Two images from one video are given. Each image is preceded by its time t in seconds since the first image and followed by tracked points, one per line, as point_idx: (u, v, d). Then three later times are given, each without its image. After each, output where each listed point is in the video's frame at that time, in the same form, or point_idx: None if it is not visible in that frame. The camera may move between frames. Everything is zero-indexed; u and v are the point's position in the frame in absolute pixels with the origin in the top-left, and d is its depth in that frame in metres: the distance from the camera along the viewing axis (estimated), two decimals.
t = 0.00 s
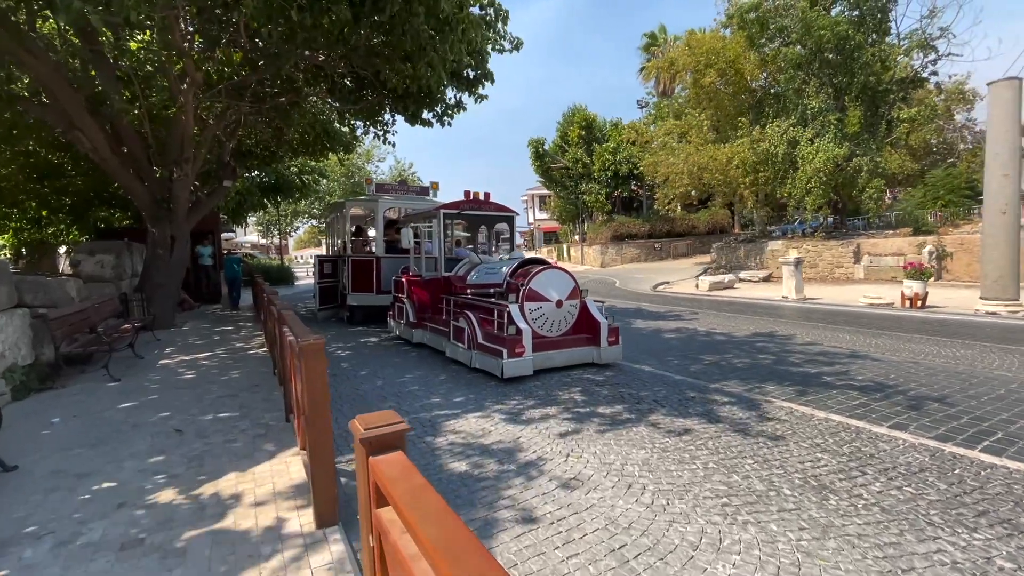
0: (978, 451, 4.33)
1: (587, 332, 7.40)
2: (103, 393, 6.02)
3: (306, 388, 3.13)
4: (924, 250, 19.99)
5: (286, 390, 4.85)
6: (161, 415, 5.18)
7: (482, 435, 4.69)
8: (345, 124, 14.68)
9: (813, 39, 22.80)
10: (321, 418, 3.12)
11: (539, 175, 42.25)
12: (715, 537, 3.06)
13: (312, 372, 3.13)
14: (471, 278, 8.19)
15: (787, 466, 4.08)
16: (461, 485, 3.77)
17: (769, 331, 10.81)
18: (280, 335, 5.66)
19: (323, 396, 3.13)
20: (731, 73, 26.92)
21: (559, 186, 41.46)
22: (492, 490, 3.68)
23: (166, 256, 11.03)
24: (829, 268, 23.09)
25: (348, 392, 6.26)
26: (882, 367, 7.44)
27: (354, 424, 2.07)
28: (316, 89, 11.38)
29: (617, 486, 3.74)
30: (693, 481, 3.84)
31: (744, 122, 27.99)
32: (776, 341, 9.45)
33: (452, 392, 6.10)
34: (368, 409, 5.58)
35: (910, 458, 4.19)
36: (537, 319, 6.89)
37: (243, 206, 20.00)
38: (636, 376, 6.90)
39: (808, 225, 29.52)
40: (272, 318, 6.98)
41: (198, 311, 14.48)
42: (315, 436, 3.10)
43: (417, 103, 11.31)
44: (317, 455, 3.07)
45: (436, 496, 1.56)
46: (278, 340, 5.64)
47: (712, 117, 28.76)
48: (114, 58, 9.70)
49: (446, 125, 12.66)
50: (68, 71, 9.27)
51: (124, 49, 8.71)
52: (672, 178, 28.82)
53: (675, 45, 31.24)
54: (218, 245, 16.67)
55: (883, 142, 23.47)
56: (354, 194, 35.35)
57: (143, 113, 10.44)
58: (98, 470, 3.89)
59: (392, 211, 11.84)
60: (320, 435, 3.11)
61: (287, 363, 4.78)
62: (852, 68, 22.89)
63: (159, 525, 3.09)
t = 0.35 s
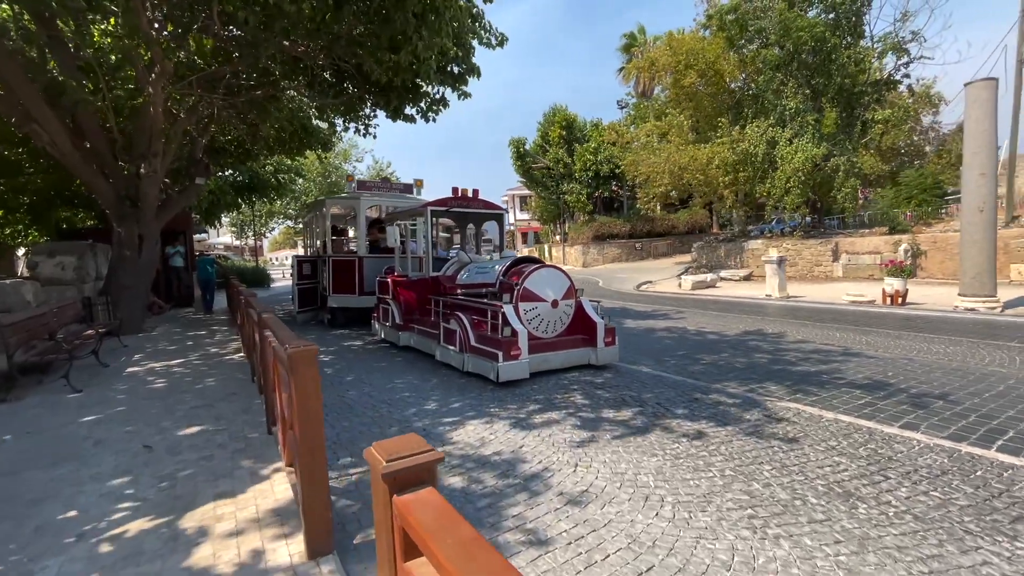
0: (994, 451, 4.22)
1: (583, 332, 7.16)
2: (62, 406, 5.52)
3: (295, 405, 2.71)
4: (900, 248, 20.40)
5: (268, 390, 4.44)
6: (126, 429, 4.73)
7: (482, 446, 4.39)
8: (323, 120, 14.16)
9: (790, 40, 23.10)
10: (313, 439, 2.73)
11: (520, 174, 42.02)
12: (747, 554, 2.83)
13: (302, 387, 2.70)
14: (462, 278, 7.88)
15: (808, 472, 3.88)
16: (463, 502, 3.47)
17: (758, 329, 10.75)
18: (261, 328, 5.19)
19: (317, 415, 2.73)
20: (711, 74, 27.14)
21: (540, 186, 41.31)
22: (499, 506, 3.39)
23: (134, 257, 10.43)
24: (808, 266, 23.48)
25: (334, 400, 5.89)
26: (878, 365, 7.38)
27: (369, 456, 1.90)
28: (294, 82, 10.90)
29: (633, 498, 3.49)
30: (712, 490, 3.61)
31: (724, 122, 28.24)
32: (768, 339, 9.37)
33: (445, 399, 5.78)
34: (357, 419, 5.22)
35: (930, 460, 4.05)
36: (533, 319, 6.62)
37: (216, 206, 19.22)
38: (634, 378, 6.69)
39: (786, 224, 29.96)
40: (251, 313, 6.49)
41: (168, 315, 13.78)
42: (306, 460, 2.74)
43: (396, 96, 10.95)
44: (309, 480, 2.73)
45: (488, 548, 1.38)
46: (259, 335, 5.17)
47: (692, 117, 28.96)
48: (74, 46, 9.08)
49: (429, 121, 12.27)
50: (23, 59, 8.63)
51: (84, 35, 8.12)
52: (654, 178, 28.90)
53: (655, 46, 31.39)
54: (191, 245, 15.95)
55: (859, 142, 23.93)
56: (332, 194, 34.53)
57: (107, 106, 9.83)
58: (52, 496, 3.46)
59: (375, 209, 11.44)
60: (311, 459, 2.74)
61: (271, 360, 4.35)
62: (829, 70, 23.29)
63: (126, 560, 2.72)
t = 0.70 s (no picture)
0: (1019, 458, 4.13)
1: (587, 337, 6.99)
2: (35, 423, 5.13)
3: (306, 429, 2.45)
4: (884, 249, 20.70)
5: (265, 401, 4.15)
6: (107, 449, 4.39)
7: (494, 462, 4.17)
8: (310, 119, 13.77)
9: (776, 43, 23.33)
10: (327, 467, 2.48)
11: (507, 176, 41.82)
12: None
13: (315, 410, 2.44)
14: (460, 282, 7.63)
15: (837, 484, 3.74)
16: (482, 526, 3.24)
17: (755, 330, 10.69)
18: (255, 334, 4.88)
19: (331, 439, 2.47)
20: (697, 76, 27.32)
21: (527, 188, 41.19)
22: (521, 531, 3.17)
23: (111, 260, 9.93)
24: (795, 266, 23.77)
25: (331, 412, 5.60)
26: (882, 367, 7.32)
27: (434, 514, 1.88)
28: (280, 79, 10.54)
29: (663, 517, 3.29)
30: (744, 505, 3.44)
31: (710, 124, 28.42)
32: (768, 342, 9.30)
33: (449, 410, 5.54)
34: (357, 432, 4.96)
35: (958, 469, 3.94)
36: (537, 325, 6.43)
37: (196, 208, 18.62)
38: (640, 384, 6.53)
39: (771, 224, 30.25)
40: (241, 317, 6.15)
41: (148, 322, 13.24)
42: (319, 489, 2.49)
43: (389, 96, 10.63)
44: (322, 511, 2.48)
45: None
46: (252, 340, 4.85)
47: (678, 119, 29.09)
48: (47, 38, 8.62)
49: (421, 121, 11.94)
50: None
51: (59, 27, 7.70)
52: (641, 179, 28.95)
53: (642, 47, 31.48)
54: (171, 248, 15.35)
55: (842, 144, 24.25)
56: (316, 195, 33.89)
57: (83, 103, 9.36)
58: (26, 529, 3.14)
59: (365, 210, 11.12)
60: (324, 487, 2.50)
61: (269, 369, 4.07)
62: (814, 73, 23.59)
63: None
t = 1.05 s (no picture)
0: None
1: (591, 341, 6.79)
2: (4, 442, 4.73)
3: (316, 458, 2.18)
4: (871, 249, 20.89)
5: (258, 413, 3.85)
6: (82, 471, 4.03)
7: (507, 479, 3.90)
8: (295, 116, 13.32)
9: (764, 44, 23.45)
10: (340, 499, 2.21)
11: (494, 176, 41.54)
12: None
13: (326, 437, 2.17)
14: (459, 285, 7.36)
15: (872, 496, 3.56)
16: (503, 553, 2.98)
17: (753, 331, 10.57)
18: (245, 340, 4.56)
19: (345, 468, 2.21)
20: (684, 76, 27.39)
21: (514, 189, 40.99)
22: (546, 557, 2.93)
23: (87, 264, 9.46)
24: (783, 266, 23.93)
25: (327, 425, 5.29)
26: (887, 368, 7.22)
27: None
28: (265, 75, 10.13)
29: (697, 537, 3.07)
30: (779, 522, 3.23)
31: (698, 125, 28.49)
32: (769, 343, 9.17)
33: (453, 421, 5.25)
34: (357, 447, 4.66)
35: (991, 477, 3.79)
36: (541, 329, 6.22)
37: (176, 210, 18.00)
38: (647, 389, 6.32)
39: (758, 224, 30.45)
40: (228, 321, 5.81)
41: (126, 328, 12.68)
42: (330, 524, 2.24)
43: (380, 93, 10.30)
44: (334, 548, 2.23)
45: None
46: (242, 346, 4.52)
47: (666, 120, 29.12)
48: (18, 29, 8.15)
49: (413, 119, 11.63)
50: None
51: (31, 16, 7.26)
52: (630, 180, 28.92)
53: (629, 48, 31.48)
54: (149, 253, 14.85)
55: (829, 144, 24.47)
56: (299, 196, 33.17)
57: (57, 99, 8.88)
58: None
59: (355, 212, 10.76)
60: (338, 521, 2.23)
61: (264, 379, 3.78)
62: (800, 74, 23.76)
63: None
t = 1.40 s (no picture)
0: None
1: (601, 345, 6.51)
2: None
3: (329, 498, 1.85)
4: (863, 248, 20.93)
5: (252, 432, 3.48)
6: (53, 499, 3.63)
7: (527, 500, 3.58)
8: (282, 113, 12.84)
9: (756, 44, 23.41)
10: (357, 545, 1.87)
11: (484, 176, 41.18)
12: None
13: (342, 474, 1.83)
14: (460, 288, 7.01)
15: (922, 514, 3.31)
16: None
17: (756, 332, 10.38)
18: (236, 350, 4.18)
19: (364, 509, 1.87)
20: (676, 76, 27.29)
21: (505, 189, 40.69)
22: None
23: (63, 267, 8.95)
24: (776, 266, 23.94)
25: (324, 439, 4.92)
26: (901, 370, 7.04)
27: None
28: (252, 69, 9.67)
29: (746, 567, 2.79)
30: (832, 547, 2.96)
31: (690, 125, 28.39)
32: (776, 344, 8.96)
33: (460, 433, 4.92)
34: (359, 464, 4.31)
35: None
36: (549, 333, 5.92)
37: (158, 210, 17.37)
38: (660, 395, 6.05)
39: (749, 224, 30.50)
40: (216, 328, 5.41)
41: (105, 334, 12.11)
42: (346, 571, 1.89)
43: (372, 89, 9.92)
44: None
45: None
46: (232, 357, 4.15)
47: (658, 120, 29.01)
48: None
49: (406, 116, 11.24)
50: None
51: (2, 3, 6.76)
52: (622, 179, 28.75)
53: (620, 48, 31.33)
54: (130, 255, 14.24)
55: (820, 144, 24.50)
56: (285, 197, 32.42)
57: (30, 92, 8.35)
58: None
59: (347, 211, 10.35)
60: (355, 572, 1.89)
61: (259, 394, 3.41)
62: (792, 75, 23.73)
63: None
